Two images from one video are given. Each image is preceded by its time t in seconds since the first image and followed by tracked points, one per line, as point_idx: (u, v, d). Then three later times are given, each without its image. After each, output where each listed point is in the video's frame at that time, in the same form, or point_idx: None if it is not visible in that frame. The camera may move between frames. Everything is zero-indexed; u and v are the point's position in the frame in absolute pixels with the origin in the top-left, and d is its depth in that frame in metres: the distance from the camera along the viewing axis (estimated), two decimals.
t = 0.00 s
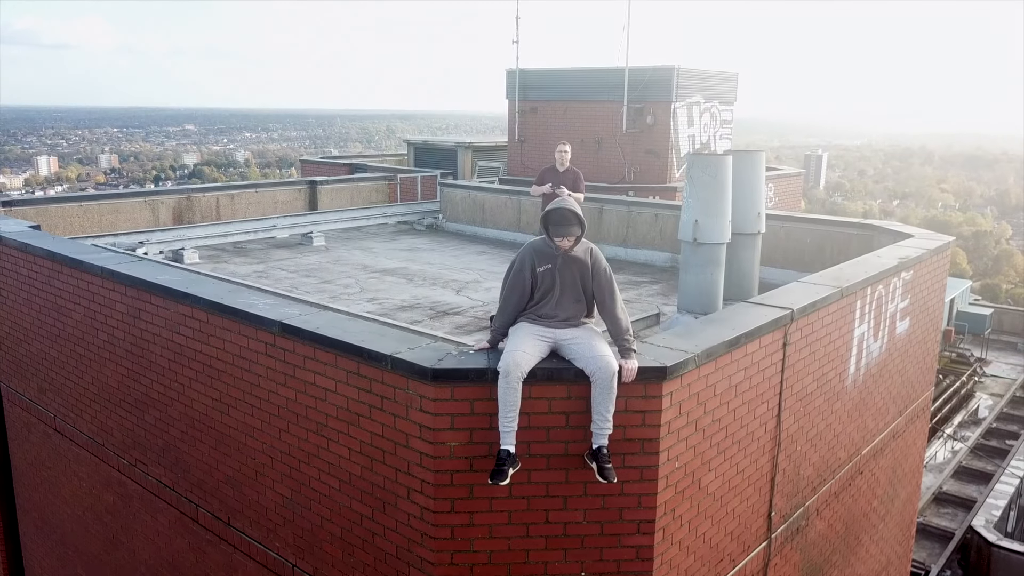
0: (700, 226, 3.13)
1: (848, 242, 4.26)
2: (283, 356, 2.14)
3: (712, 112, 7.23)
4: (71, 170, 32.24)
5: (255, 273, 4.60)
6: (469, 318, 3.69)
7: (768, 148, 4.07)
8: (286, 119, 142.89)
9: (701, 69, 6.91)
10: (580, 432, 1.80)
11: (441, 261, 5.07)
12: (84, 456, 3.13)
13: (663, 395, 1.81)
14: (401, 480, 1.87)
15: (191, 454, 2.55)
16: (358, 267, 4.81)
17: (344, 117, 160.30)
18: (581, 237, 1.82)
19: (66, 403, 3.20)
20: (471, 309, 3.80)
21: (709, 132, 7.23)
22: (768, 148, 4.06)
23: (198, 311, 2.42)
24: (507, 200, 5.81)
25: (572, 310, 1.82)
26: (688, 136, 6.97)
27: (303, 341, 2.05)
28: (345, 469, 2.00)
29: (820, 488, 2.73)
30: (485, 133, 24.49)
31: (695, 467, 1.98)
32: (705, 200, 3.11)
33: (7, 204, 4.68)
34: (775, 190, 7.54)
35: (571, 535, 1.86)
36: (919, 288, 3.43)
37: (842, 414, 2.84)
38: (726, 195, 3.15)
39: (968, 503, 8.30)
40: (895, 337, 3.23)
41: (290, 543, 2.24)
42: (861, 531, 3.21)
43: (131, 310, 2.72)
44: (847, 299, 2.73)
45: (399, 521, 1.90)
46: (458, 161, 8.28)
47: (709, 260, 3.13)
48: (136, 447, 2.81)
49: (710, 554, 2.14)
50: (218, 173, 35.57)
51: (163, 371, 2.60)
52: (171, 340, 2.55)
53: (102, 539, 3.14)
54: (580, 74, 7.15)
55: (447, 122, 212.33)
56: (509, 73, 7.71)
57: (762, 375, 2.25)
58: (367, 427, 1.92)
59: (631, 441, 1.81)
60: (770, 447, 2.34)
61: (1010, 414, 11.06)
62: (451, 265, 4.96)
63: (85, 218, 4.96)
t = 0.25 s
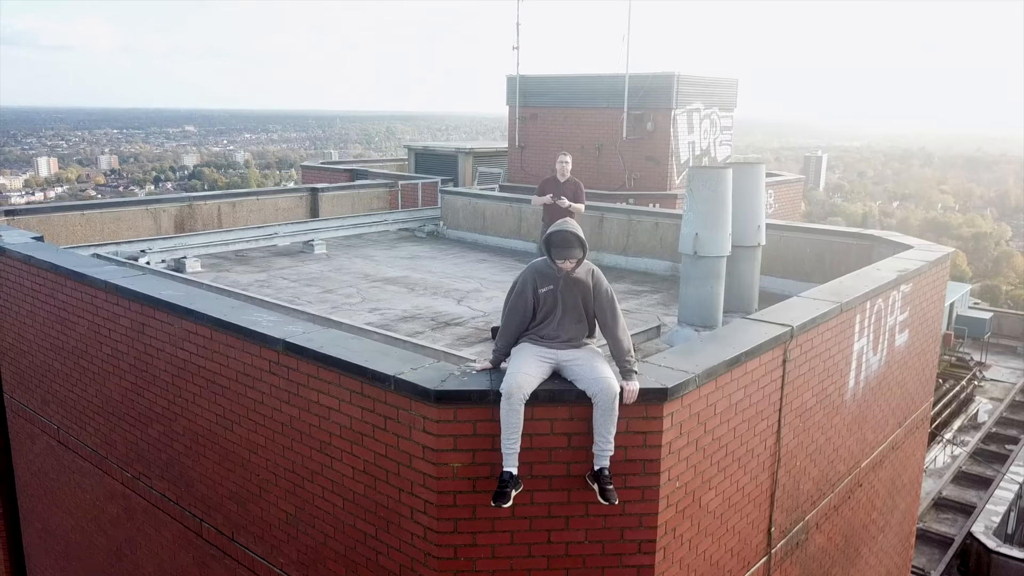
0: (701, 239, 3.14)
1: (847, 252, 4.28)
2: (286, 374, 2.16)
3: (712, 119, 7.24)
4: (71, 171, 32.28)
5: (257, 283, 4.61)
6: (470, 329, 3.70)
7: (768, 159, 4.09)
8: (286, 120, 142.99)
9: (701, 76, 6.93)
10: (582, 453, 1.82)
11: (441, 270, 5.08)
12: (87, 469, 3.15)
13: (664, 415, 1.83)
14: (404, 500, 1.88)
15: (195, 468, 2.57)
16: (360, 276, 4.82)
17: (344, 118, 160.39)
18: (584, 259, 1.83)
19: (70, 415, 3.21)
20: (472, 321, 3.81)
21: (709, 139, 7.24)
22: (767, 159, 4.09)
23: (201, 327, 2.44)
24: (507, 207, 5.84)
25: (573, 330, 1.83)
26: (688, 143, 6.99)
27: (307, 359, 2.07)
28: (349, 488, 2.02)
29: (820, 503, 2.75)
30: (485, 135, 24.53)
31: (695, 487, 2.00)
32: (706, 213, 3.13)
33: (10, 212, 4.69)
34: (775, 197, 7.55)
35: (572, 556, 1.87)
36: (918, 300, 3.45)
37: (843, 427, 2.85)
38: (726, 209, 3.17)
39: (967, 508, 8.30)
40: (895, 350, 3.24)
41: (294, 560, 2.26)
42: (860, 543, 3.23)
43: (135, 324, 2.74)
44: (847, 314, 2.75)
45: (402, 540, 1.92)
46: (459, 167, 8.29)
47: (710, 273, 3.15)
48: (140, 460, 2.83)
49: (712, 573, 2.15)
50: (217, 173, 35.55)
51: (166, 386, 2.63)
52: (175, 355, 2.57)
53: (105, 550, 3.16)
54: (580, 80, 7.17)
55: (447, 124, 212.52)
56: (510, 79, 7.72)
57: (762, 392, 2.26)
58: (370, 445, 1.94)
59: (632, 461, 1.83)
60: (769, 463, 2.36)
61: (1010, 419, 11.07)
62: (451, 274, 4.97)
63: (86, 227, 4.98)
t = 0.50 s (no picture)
0: (700, 259, 3.18)
1: (845, 266, 4.33)
2: (294, 399, 2.21)
3: (711, 128, 7.27)
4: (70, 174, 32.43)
5: (260, 296, 4.65)
6: (472, 345, 3.74)
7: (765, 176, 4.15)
8: (285, 121, 143.57)
9: (699, 86, 6.96)
10: (584, 481, 1.87)
11: (442, 282, 5.14)
12: (96, 486, 3.20)
13: (664, 445, 1.87)
14: (410, 526, 1.93)
15: (202, 489, 2.63)
16: (361, 289, 4.87)
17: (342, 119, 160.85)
18: (585, 292, 1.87)
19: (79, 432, 3.27)
20: (473, 336, 3.85)
21: (710, 150, 7.29)
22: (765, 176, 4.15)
23: (209, 350, 2.48)
24: (508, 219, 5.89)
25: (574, 362, 1.88)
26: (688, 152, 7.02)
27: (313, 385, 2.12)
28: (354, 512, 2.07)
29: (816, 521, 2.80)
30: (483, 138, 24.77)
31: (694, 511, 2.05)
32: (705, 234, 3.17)
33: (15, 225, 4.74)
34: (775, 207, 7.59)
35: None
36: (915, 318, 3.50)
37: (839, 446, 2.90)
38: (725, 228, 3.22)
39: (965, 516, 8.36)
40: (891, 367, 3.29)
41: None
42: (858, 559, 3.27)
43: (143, 346, 2.79)
44: (844, 336, 2.80)
45: (407, 566, 1.97)
46: (460, 176, 8.33)
47: (709, 292, 3.20)
48: (148, 478, 2.88)
49: None
50: (217, 176, 35.78)
51: (174, 408, 2.68)
52: (182, 377, 2.62)
53: (113, 566, 3.22)
54: (580, 90, 7.20)
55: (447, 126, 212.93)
56: (510, 89, 7.76)
57: (760, 417, 2.31)
58: (376, 472, 1.99)
59: (633, 489, 1.88)
60: (767, 484, 2.41)
61: (1009, 425, 11.12)
62: (453, 287, 5.02)
63: (90, 240, 5.03)
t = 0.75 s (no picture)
0: (696, 283, 3.25)
1: (839, 284, 4.41)
2: (304, 431, 2.28)
3: (710, 141, 7.35)
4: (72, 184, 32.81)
5: (265, 312, 4.73)
6: (473, 364, 3.81)
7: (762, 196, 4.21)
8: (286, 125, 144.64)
9: (698, 100, 7.04)
10: (581, 517, 1.94)
11: (443, 297, 5.22)
12: (106, 506, 3.28)
13: (659, 479, 1.95)
14: (413, 554, 2.01)
15: (211, 511, 2.70)
16: (363, 305, 4.95)
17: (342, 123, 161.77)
18: (583, 333, 1.95)
19: (90, 453, 3.35)
20: (475, 355, 3.92)
21: (708, 161, 7.38)
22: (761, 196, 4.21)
23: (219, 380, 2.56)
24: (509, 233, 5.98)
25: (572, 399, 1.95)
26: (687, 165, 7.10)
27: (320, 418, 2.19)
28: (363, 544, 2.14)
29: (809, 542, 2.87)
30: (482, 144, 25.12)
31: (686, 540, 2.11)
32: (702, 259, 3.24)
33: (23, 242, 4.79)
34: (773, 218, 7.66)
35: None
36: (906, 338, 3.57)
37: (831, 468, 2.98)
38: (722, 252, 3.29)
39: (961, 523, 8.47)
40: (883, 389, 3.37)
41: None
42: None
43: (152, 371, 2.87)
44: (837, 361, 2.87)
45: None
46: (461, 187, 8.39)
47: (705, 317, 3.27)
48: (156, 500, 2.97)
49: None
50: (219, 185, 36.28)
51: (184, 432, 2.76)
52: (192, 405, 2.70)
53: None
54: (581, 103, 7.26)
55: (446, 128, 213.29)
56: (511, 100, 7.82)
57: (751, 447, 2.39)
58: (382, 503, 2.07)
59: (628, 522, 1.95)
60: (760, 509, 2.48)
61: (1005, 431, 11.21)
62: (455, 302, 5.09)
63: (97, 255, 5.10)
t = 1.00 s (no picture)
0: (690, 313, 3.36)
1: (831, 306, 4.51)
2: (312, 467, 2.39)
3: (707, 156, 7.44)
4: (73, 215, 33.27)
5: (271, 333, 4.84)
6: (473, 389, 3.91)
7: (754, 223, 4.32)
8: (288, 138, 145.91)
9: (695, 117, 7.12)
10: (577, 552, 2.06)
11: (444, 316, 5.33)
12: (120, 530, 3.40)
13: (651, 517, 2.06)
14: None
15: (221, 539, 2.81)
16: (367, 325, 5.05)
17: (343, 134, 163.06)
18: (580, 381, 2.05)
19: (104, 477, 3.47)
20: (476, 379, 4.03)
21: (705, 177, 7.48)
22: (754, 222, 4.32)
23: (230, 415, 2.67)
24: (509, 251, 6.07)
25: (570, 444, 2.05)
26: (683, 181, 7.20)
27: (329, 457, 2.30)
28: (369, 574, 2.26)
29: (798, 566, 2.99)
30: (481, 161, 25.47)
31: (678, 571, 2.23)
32: (694, 291, 3.35)
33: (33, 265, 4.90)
34: (770, 232, 7.76)
35: None
36: (895, 364, 3.68)
37: (821, 494, 3.09)
38: (713, 282, 3.40)
39: (955, 532, 8.59)
40: (871, 415, 3.48)
41: None
42: None
43: (165, 403, 2.98)
44: (824, 393, 2.99)
45: None
46: (461, 200, 8.51)
47: (699, 346, 3.38)
48: (168, 526, 3.08)
49: None
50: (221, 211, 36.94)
51: (196, 462, 2.87)
52: (204, 437, 2.81)
53: None
54: (579, 120, 7.37)
55: (446, 131, 213.78)
56: (510, 116, 7.92)
57: (741, 478, 2.50)
58: (387, 539, 2.18)
59: (621, 557, 2.06)
60: (749, 538, 2.59)
61: (1000, 439, 11.32)
62: (456, 322, 5.19)
63: (104, 275, 5.20)
